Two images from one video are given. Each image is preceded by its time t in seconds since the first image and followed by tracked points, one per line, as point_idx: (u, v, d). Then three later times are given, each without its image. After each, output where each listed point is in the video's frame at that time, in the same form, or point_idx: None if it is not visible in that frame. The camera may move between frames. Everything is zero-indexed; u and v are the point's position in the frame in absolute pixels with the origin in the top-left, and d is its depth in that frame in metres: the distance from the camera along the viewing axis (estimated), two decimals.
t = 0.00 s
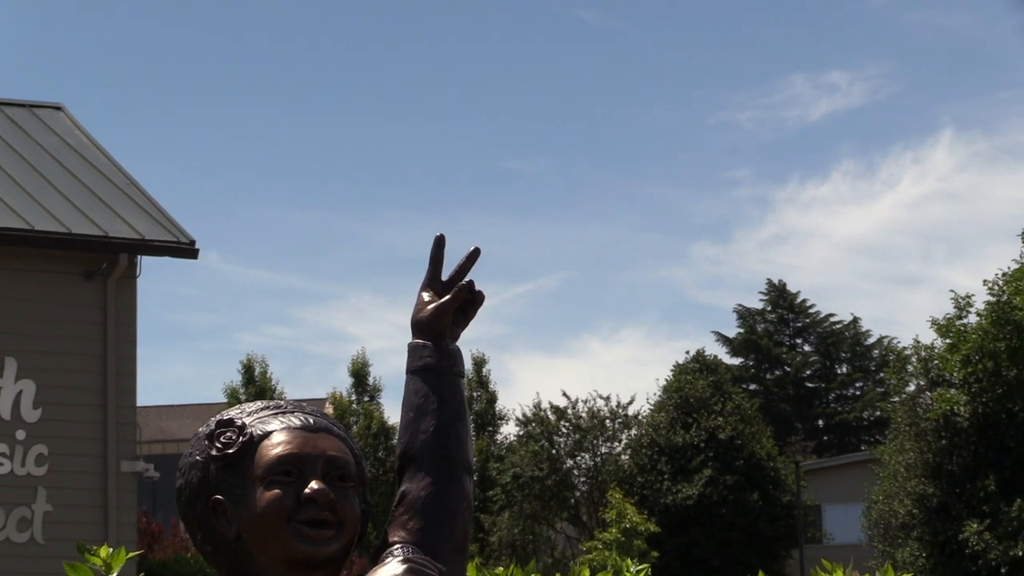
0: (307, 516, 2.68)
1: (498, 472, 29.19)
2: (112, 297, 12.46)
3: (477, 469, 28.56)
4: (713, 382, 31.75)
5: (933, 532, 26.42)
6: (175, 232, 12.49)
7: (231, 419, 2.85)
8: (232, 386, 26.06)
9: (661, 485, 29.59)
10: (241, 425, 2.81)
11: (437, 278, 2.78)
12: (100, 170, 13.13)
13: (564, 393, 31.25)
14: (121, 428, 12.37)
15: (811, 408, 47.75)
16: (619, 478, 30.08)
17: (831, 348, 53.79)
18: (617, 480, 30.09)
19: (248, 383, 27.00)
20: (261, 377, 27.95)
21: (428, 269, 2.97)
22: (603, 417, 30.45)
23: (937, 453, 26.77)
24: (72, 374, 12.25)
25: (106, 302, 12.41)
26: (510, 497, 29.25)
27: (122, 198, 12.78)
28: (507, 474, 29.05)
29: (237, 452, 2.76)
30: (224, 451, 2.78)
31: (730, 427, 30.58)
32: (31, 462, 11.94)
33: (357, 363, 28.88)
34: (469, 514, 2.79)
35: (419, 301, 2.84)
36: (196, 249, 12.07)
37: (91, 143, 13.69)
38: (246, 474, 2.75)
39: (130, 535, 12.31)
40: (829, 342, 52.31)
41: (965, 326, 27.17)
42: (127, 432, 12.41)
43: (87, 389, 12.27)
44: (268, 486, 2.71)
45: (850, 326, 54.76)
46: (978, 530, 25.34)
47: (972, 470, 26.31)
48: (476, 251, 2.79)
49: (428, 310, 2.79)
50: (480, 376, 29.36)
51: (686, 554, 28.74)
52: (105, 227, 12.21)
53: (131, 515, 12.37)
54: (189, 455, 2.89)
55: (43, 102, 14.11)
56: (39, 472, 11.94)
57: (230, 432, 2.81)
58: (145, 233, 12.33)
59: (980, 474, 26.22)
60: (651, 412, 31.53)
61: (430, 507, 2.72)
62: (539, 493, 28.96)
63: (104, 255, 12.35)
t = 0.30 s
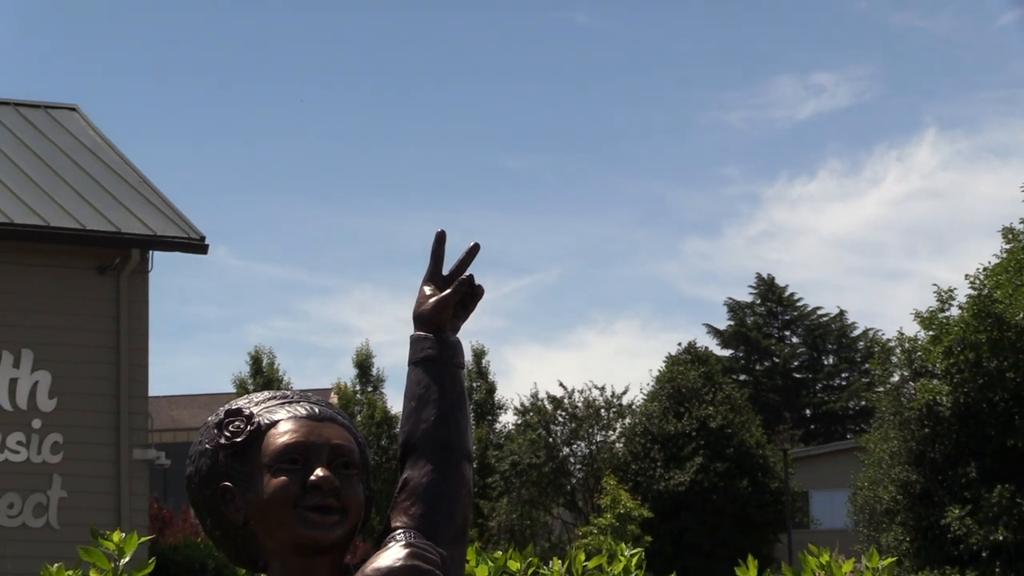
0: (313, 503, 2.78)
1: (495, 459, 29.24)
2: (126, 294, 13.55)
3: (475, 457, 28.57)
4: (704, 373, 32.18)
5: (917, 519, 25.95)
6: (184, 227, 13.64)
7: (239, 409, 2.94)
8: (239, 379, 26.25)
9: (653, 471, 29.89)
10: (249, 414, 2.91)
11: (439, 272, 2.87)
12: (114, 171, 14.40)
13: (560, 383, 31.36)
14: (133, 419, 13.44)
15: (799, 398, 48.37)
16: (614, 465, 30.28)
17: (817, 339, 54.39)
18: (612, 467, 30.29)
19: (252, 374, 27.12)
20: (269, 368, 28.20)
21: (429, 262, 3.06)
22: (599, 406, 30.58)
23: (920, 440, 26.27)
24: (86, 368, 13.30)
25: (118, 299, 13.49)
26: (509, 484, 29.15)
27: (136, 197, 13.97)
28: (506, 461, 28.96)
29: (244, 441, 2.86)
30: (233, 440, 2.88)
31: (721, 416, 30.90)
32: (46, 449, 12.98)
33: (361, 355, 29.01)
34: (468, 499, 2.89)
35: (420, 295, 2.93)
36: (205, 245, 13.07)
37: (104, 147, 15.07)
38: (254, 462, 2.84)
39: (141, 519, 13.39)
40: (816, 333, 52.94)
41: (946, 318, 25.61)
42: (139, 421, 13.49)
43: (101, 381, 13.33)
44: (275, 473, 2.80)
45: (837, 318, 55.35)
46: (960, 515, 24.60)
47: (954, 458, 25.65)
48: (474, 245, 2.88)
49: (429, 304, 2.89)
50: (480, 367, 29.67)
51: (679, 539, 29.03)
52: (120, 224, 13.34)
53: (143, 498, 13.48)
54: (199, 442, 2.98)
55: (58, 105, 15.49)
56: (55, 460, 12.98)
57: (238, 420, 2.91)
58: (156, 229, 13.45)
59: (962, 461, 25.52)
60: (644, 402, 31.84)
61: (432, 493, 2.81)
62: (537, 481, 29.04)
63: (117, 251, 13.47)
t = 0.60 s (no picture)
0: (317, 488, 2.87)
1: (494, 446, 29.17)
2: (137, 285, 13.71)
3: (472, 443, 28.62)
4: (695, 363, 32.13)
5: (900, 505, 25.81)
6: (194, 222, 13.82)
7: (246, 397, 3.04)
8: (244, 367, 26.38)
9: (646, 457, 30.01)
10: (255, 402, 3.00)
11: (438, 265, 2.97)
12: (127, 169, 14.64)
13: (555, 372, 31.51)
14: (143, 407, 13.70)
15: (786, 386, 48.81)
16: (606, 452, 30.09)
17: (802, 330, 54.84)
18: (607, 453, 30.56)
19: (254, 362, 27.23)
20: (274, 357, 28.40)
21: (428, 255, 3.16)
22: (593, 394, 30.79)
23: (903, 427, 26.18)
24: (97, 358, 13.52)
25: (129, 291, 13.65)
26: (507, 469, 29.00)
27: (147, 194, 14.20)
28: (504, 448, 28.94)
29: (251, 428, 2.96)
30: (240, 427, 2.97)
31: (711, 404, 30.97)
32: (59, 437, 13.25)
33: (364, 345, 29.15)
34: (466, 486, 2.98)
35: (420, 288, 3.03)
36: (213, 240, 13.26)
37: (116, 146, 15.33)
38: (261, 449, 2.94)
39: (151, 504, 13.71)
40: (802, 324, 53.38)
41: (928, 309, 26.18)
42: (149, 410, 13.73)
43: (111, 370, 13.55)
44: (280, 459, 2.89)
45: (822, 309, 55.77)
46: (941, 499, 24.57)
47: (936, 444, 25.69)
48: (473, 239, 2.98)
49: (429, 296, 2.99)
50: (478, 356, 30.04)
51: (669, 523, 29.13)
52: (131, 219, 13.53)
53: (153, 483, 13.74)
54: (207, 430, 3.08)
55: (71, 103, 15.75)
56: (67, 446, 13.24)
57: (245, 408, 3.01)
58: (167, 224, 13.65)
59: (943, 447, 25.53)
60: (636, 391, 31.94)
61: (432, 479, 2.91)
62: (534, 466, 28.96)
63: (128, 245, 13.61)
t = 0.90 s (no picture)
0: (321, 475, 2.97)
1: (493, 434, 29.82)
2: (148, 280, 13.97)
3: (475, 431, 29.11)
4: (688, 354, 32.11)
5: (887, 492, 26.12)
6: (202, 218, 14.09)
7: (253, 387, 3.14)
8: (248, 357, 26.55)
9: (639, 445, 30.00)
10: (262, 393, 3.11)
11: (439, 260, 3.07)
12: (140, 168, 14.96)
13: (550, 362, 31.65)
14: (154, 397, 13.91)
15: (775, 377, 49.19)
16: (602, 439, 30.69)
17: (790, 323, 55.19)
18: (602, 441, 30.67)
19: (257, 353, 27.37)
20: (280, 349, 28.62)
21: (429, 250, 3.26)
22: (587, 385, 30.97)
23: (888, 416, 26.51)
24: (109, 349, 13.76)
25: (140, 285, 13.91)
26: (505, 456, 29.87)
27: (158, 191, 14.48)
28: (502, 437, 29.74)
29: (258, 417, 3.06)
30: (248, 416, 3.08)
31: (703, 393, 30.87)
32: (73, 425, 13.46)
33: (367, 338, 29.26)
34: (465, 473, 3.08)
35: (421, 281, 3.13)
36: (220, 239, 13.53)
37: (128, 145, 15.68)
38: (268, 438, 3.03)
39: (162, 491, 13.90)
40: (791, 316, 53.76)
41: (913, 302, 25.88)
42: (160, 400, 13.94)
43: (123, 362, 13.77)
44: (286, 448, 2.99)
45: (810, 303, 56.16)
46: (924, 485, 24.83)
47: (920, 432, 25.91)
48: (472, 235, 3.07)
49: (429, 289, 3.08)
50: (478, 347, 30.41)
51: (662, 509, 29.12)
52: (142, 216, 13.78)
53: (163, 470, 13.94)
54: (215, 419, 3.19)
55: (85, 105, 16.13)
56: (81, 435, 13.45)
57: (253, 398, 3.11)
58: (176, 220, 13.91)
59: (926, 436, 25.80)
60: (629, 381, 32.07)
61: (432, 467, 3.01)
62: (531, 454, 29.73)
63: (139, 240, 13.88)
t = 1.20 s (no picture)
0: (327, 465, 3.07)
1: (493, 425, 29.98)
2: (159, 276, 14.27)
3: (476, 421, 29.28)
4: (681, 347, 32.19)
5: (872, 480, 26.21)
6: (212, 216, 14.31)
7: (260, 380, 3.24)
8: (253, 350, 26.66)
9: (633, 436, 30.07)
10: (270, 385, 3.21)
11: (440, 257, 3.16)
12: (153, 168, 15.26)
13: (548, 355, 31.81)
14: (166, 388, 14.22)
15: (765, 369, 49.65)
16: (599, 431, 30.94)
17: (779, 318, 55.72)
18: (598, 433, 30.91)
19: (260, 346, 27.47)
20: (287, 343, 28.83)
21: (431, 247, 3.36)
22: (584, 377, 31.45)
23: (874, 407, 26.67)
24: (122, 342, 14.02)
25: (152, 281, 14.21)
26: (504, 447, 30.12)
27: (170, 190, 14.74)
28: (501, 428, 30.03)
29: (266, 408, 3.16)
30: (256, 407, 3.18)
31: (696, 385, 30.97)
32: (87, 417, 13.74)
33: (372, 331, 29.40)
34: (465, 462, 3.18)
35: (423, 278, 3.22)
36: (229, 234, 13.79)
37: (142, 147, 16.00)
38: (276, 429, 3.13)
39: (173, 479, 14.22)
40: (780, 311, 54.30)
41: (899, 297, 26.41)
42: (171, 391, 14.25)
43: (136, 355, 14.05)
44: (293, 438, 3.09)
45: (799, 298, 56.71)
46: (910, 475, 25.07)
47: (904, 423, 26.11)
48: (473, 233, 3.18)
49: (432, 285, 3.18)
50: (478, 340, 30.65)
51: (656, 497, 29.20)
52: (154, 214, 14.05)
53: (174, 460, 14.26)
54: (223, 411, 3.28)
55: (98, 107, 16.51)
56: (95, 426, 13.73)
57: (260, 391, 3.21)
58: (187, 218, 14.15)
59: (911, 426, 25.99)
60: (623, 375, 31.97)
61: (435, 456, 3.10)
62: (530, 444, 30.09)
63: (152, 237, 14.16)
